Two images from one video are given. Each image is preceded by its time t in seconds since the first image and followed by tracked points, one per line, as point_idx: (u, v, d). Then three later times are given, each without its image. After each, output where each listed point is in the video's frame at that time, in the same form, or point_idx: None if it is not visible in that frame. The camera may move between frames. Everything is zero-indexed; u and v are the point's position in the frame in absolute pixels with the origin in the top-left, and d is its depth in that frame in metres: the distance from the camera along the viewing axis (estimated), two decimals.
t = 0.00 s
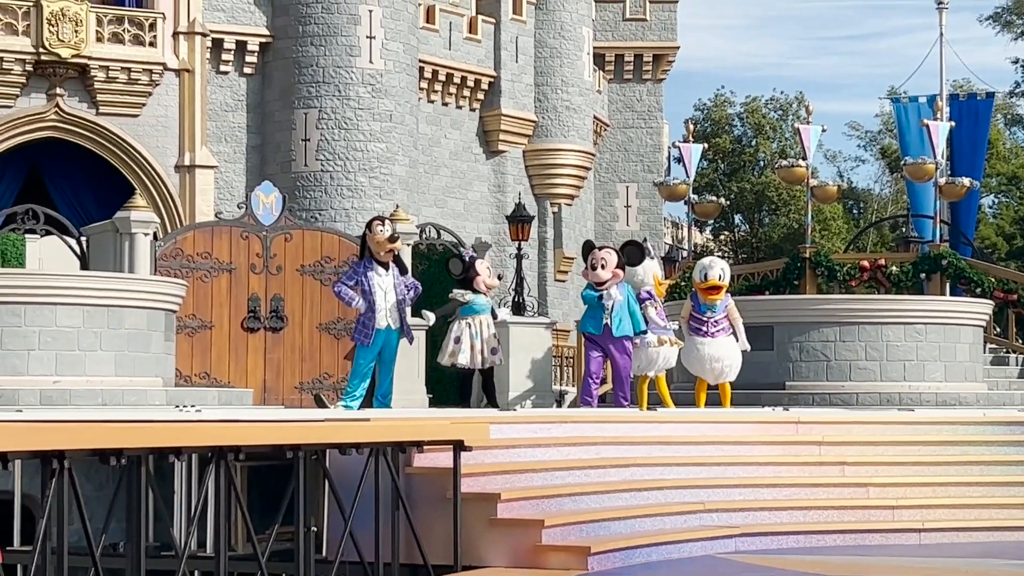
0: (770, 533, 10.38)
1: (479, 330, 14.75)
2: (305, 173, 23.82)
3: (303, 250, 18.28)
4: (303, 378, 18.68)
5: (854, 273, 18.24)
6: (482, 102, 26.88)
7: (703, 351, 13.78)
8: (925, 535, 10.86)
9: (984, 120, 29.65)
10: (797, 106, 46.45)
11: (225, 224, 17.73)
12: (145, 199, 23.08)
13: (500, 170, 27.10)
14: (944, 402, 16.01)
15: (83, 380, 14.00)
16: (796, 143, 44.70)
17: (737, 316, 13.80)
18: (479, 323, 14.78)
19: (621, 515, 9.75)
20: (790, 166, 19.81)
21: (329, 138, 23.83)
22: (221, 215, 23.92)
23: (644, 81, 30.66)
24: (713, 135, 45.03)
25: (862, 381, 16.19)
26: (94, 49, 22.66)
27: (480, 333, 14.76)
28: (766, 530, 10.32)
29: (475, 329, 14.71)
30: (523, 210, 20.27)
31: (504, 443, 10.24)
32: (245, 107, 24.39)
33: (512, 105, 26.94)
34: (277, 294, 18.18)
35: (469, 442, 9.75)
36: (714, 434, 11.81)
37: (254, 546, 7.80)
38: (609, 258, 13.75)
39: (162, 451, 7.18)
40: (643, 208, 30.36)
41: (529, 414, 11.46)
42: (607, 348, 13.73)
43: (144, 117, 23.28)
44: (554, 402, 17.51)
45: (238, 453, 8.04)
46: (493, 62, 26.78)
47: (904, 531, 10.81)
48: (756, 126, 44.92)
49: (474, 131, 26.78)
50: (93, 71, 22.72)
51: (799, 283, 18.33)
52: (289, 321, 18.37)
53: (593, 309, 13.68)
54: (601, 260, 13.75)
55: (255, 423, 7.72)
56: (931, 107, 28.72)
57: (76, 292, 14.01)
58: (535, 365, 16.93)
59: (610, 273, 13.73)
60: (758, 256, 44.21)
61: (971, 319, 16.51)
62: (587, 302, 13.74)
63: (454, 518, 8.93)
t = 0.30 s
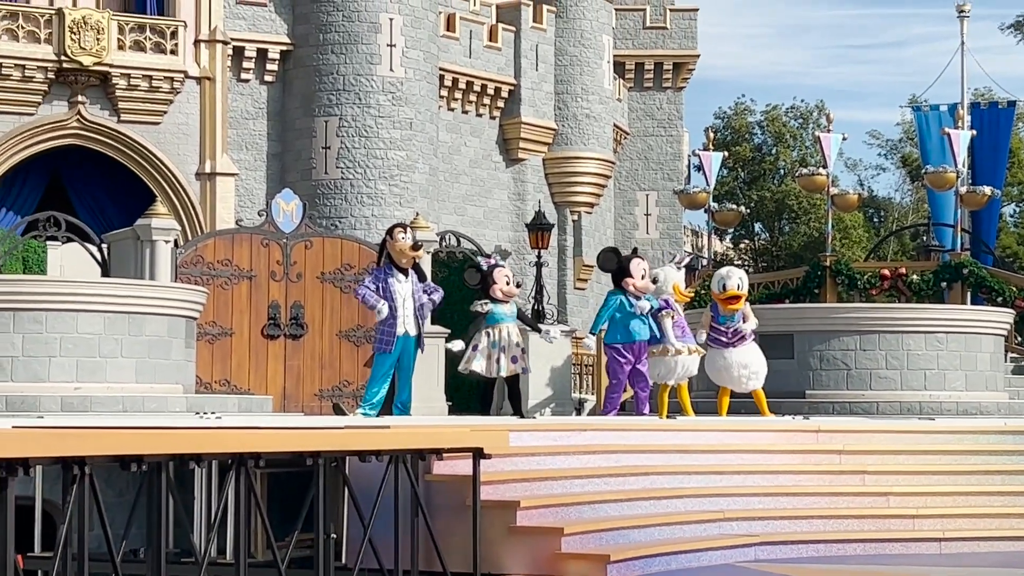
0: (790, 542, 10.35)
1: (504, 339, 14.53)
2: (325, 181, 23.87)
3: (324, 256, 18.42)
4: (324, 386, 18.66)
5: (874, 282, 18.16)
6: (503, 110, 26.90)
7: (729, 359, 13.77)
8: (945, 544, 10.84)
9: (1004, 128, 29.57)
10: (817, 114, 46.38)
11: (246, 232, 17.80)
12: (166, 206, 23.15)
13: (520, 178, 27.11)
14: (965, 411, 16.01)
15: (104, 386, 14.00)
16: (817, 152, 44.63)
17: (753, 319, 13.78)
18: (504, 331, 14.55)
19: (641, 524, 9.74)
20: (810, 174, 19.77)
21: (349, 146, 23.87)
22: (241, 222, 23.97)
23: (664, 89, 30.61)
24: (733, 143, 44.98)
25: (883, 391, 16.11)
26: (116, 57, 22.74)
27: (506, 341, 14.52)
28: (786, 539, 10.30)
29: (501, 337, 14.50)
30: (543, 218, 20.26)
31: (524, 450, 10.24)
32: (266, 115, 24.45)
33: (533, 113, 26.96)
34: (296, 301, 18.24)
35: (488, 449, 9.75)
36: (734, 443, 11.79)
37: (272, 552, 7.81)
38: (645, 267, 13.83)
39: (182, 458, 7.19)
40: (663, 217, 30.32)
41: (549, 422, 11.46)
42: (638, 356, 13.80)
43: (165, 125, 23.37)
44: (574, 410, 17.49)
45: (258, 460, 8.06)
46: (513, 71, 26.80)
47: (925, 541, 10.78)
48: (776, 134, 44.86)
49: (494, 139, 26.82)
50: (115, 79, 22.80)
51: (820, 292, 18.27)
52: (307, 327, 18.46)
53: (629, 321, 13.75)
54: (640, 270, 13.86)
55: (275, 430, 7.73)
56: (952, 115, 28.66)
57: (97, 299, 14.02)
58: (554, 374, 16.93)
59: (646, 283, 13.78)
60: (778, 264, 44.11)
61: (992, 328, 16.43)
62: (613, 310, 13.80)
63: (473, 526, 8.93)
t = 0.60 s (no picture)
0: (807, 548, 10.35)
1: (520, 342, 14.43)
2: (342, 185, 23.89)
3: (341, 260, 18.35)
4: (340, 389, 18.66)
5: (892, 288, 18.14)
6: (519, 114, 26.92)
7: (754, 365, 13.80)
8: (963, 551, 10.84)
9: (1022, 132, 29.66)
10: (834, 119, 46.34)
11: (263, 236, 17.83)
12: (184, 210, 23.19)
13: (537, 183, 27.12)
14: (983, 417, 15.98)
15: (120, 391, 14.03)
16: (834, 157, 44.57)
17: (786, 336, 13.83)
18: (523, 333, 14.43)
19: (658, 528, 9.75)
20: (827, 179, 19.75)
21: (366, 150, 23.90)
22: (258, 226, 24.02)
23: (681, 94, 30.61)
24: (750, 149, 44.95)
25: (901, 396, 16.06)
26: (133, 62, 22.80)
27: (521, 346, 14.43)
28: (803, 545, 10.28)
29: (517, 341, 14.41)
30: (560, 222, 20.27)
31: (541, 455, 10.25)
32: (283, 119, 24.49)
33: (550, 118, 26.99)
34: (313, 305, 18.23)
35: (505, 454, 9.77)
36: (751, 448, 11.79)
37: (289, 556, 7.82)
38: (654, 268, 13.81)
39: (200, 462, 7.21)
40: (680, 221, 30.27)
41: (566, 426, 11.46)
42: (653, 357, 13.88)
43: (183, 129, 23.43)
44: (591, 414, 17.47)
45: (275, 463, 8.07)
46: (530, 75, 26.82)
47: (942, 547, 10.78)
48: (793, 139, 44.84)
49: (511, 144, 26.85)
50: (132, 84, 22.86)
51: (837, 297, 18.23)
52: (324, 332, 18.41)
53: (638, 320, 13.72)
54: (647, 273, 13.81)
55: (293, 433, 7.74)
56: (970, 121, 28.64)
57: (114, 303, 14.02)
58: (571, 378, 16.93)
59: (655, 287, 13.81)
60: (795, 269, 44.05)
61: (1010, 334, 16.39)
62: (629, 311, 13.87)
63: (490, 531, 8.92)
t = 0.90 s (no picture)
0: (819, 552, 10.33)
1: (522, 354, 13.89)
2: (354, 188, 23.89)
3: (352, 263, 18.36)
4: (351, 392, 18.67)
5: (904, 291, 18.12)
6: (531, 117, 26.92)
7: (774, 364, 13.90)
8: (974, 555, 10.83)
9: None
10: (846, 122, 46.28)
11: (275, 238, 17.84)
12: (195, 212, 23.22)
13: (549, 186, 27.12)
14: (995, 421, 15.93)
15: (132, 393, 14.03)
16: (846, 160, 44.51)
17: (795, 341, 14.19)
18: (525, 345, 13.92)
19: (669, 531, 9.74)
20: (839, 183, 19.71)
21: (378, 153, 23.90)
22: (270, 229, 24.04)
23: (693, 97, 30.59)
24: (762, 152, 44.91)
25: (912, 400, 16.02)
26: (146, 64, 22.84)
27: (522, 358, 13.87)
28: (814, 548, 10.26)
29: (518, 353, 13.87)
30: (571, 225, 20.24)
31: (552, 458, 10.25)
32: (295, 122, 24.51)
33: (561, 121, 26.99)
34: (325, 307, 18.25)
35: (516, 456, 9.77)
36: (762, 452, 11.78)
37: (300, 558, 7.82)
38: (676, 267, 13.82)
39: (211, 464, 7.21)
40: (691, 224, 30.27)
41: (577, 429, 11.46)
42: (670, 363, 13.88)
43: (195, 132, 23.47)
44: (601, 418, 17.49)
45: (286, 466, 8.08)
46: (542, 78, 26.82)
47: (954, 551, 10.77)
48: (805, 143, 44.80)
49: (523, 147, 26.84)
50: (145, 86, 22.89)
51: (848, 301, 18.21)
52: (336, 335, 18.46)
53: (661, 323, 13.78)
54: (669, 272, 13.82)
55: (304, 436, 7.74)
56: (982, 124, 28.59)
57: (125, 306, 14.05)
58: (582, 381, 16.91)
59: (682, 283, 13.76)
60: (807, 272, 44.02)
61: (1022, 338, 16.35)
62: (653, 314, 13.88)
63: (501, 533, 8.92)
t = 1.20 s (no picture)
0: (824, 554, 10.33)
1: (522, 345, 14.16)
2: (358, 190, 23.89)
3: (356, 264, 18.47)
4: (356, 393, 18.83)
5: (908, 293, 18.11)
6: (536, 119, 26.94)
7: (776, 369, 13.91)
8: (979, 557, 10.82)
9: None
10: (851, 124, 46.26)
11: (280, 239, 17.77)
12: (200, 213, 23.23)
13: (553, 188, 27.12)
14: (999, 423, 15.91)
15: (137, 393, 14.02)
16: (851, 162, 44.48)
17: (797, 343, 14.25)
18: (523, 336, 14.19)
19: (674, 533, 9.74)
20: (844, 184, 19.68)
21: (382, 155, 23.90)
22: (275, 230, 24.06)
23: (697, 99, 30.58)
24: (767, 153, 44.88)
25: (917, 402, 16.01)
26: (151, 66, 22.86)
27: (520, 347, 14.18)
28: (818, 550, 10.26)
29: (517, 342, 14.17)
30: (576, 227, 20.23)
31: (556, 459, 10.25)
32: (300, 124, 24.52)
33: (566, 122, 27.00)
34: (328, 309, 18.40)
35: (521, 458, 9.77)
36: (766, 454, 11.78)
37: (305, 559, 7.82)
38: (685, 279, 13.78)
39: (216, 465, 7.21)
40: (696, 226, 30.31)
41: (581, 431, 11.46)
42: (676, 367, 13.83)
43: (199, 133, 23.49)
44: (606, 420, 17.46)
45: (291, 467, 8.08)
46: (546, 80, 26.84)
47: (958, 553, 10.76)
48: (810, 145, 44.78)
49: (527, 149, 26.85)
50: (150, 88, 22.91)
51: (853, 303, 18.21)
52: (341, 336, 18.62)
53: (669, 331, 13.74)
54: (677, 282, 13.78)
55: (308, 437, 7.74)
56: (987, 126, 28.57)
57: (130, 306, 14.06)
58: (587, 383, 16.90)
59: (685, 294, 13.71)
60: (811, 274, 44.01)
61: None
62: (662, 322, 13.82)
63: (506, 535, 8.92)
